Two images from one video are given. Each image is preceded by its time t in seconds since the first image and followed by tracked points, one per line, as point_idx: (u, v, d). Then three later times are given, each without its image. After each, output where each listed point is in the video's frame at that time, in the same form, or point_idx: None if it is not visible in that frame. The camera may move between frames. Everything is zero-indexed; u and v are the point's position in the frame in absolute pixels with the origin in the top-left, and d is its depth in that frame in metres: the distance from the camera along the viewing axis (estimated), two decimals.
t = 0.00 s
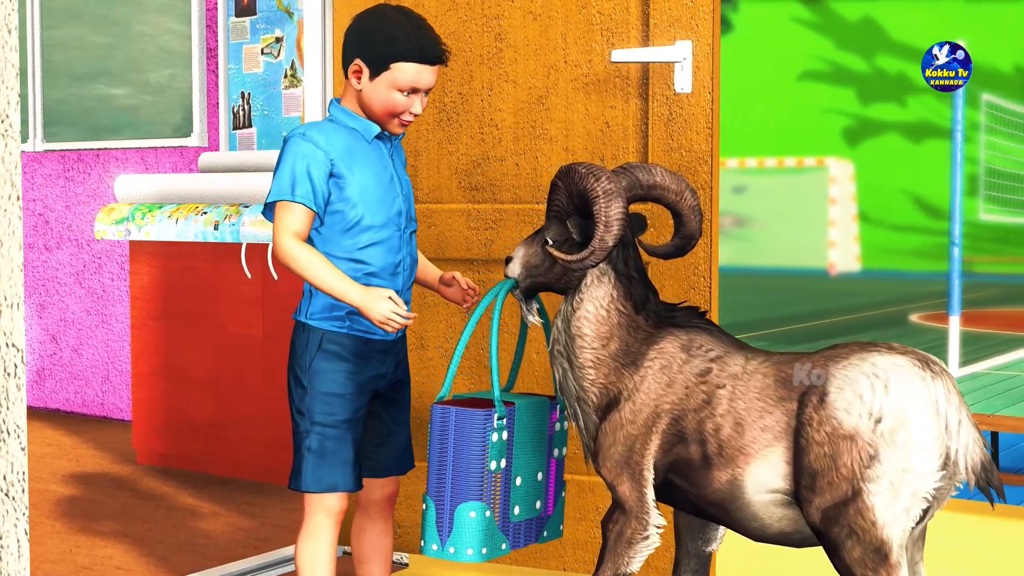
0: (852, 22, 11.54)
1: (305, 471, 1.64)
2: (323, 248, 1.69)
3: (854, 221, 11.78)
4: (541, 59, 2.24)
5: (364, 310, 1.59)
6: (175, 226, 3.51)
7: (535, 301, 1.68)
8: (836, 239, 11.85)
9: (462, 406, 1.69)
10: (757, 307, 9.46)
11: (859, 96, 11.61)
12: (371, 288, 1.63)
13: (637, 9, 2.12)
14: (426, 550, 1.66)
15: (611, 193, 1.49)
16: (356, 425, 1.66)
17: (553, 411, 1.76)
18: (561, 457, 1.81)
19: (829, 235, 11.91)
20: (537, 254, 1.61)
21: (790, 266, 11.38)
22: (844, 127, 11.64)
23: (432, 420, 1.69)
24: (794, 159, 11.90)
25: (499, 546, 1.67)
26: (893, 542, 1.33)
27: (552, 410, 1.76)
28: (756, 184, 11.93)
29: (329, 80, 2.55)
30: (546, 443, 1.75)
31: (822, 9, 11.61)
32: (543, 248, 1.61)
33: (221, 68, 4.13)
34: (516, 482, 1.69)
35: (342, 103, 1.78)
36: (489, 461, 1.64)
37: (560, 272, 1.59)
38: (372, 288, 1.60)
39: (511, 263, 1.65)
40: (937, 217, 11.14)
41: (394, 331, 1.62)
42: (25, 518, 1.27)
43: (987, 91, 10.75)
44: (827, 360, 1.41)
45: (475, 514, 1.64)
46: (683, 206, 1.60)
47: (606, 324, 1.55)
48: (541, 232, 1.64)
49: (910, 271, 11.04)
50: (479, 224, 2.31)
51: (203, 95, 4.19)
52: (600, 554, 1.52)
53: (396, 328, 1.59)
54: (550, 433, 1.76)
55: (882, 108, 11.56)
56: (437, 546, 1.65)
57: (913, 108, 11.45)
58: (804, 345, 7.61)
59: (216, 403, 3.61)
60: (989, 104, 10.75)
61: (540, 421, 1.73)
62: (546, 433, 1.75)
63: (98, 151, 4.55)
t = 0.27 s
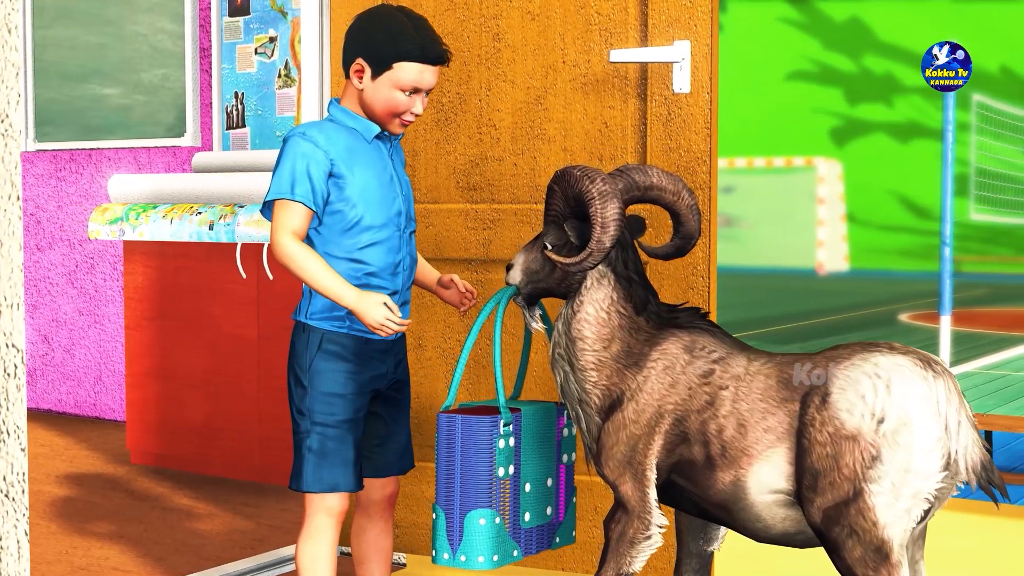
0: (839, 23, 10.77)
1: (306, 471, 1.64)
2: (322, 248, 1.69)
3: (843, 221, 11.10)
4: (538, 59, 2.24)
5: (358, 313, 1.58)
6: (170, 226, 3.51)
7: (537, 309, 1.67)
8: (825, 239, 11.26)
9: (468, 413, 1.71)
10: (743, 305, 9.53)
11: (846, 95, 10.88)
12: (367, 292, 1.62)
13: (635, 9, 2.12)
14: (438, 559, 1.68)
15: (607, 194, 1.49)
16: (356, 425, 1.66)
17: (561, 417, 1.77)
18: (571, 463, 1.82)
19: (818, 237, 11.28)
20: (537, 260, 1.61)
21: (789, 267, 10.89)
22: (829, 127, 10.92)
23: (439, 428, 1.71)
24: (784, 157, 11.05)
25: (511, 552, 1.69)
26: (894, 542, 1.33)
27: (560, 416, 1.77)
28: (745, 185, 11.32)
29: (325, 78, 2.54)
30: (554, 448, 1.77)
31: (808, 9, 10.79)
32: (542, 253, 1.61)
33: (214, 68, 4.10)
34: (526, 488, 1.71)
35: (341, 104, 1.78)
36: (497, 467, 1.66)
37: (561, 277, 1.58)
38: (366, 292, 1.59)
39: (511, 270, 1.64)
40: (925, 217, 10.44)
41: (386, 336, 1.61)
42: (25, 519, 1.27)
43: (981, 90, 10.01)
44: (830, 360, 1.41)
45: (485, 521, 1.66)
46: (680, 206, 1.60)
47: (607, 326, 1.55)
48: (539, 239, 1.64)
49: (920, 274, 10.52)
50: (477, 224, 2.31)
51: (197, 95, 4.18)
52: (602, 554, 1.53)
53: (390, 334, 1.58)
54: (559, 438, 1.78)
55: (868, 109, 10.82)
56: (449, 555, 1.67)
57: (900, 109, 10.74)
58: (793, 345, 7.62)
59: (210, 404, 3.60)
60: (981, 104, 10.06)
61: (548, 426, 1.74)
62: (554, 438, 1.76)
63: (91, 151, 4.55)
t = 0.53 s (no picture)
0: (827, 23, 10.92)
1: (306, 471, 1.64)
2: (325, 248, 1.69)
3: (830, 221, 11.00)
4: (536, 59, 2.24)
5: (360, 320, 1.58)
6: (164, 226, 3.49)
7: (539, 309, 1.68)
8: (813, 238, 11.05)
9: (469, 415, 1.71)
10: (735, 309, 9.17)
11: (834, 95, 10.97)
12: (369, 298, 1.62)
13: (634, 9, 2.12)
14: (441, 561, 1.67)
15: (606, 196, 1.49)
16: (356, 425, 1.66)
17: (563, 417, 1.76)
18: (574, 463, 1.82)
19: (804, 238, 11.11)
20: (538, 260, 1.60)
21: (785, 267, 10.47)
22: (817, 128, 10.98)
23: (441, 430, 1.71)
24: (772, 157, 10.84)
25: (514, 553, 1.69)
26: (897, 541, 1.34)
27: (562, 417, 1.77)
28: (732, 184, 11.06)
29: (322, 76, 2.54)
30: (557, 447, 1.77)
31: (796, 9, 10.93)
32: (543, 255, 1.60)
33: (208, 68, 4.11)
34: (529, 489, 1.71)
35: (348, 104, 1.77)
36: (499, 469, 1.66)
37: (561, 278, 1.58)
38: (369, 299, 1.59)
39: (512, 271, 1.63)
40: (910, 217, 10.56)
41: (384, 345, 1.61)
42: (24, 519, 1.26)
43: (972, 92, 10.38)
44: (832, 361, 1.41)
45: (488, 523, 1.66)
46: (680, 206, 1.60)
47: (609, 326, 1.55)
48: (539, 240, 1.64)
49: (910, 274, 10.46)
50: (475, 224, 2.31)
51: (190, 95, 4.18)
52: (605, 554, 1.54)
53: (391, 343, 1.58)
54: (561, 439, 1.78)
55: (857, 110, 10.93)
56: (451, 557, 1.66)
57: (889, 109, 10.83)
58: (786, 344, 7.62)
59: (205, 404, 3.59)
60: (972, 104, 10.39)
61: (550, 427, 1.74)
62: (557, 438, 1.76)
63: (83, 151, 4.54)
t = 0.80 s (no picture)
0: (813, 23, 10.85)
1: (307, 471, 1.64)
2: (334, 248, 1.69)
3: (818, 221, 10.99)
4: (535, 60, 2.24)
5: (388, 317, 1.57)
6: (159, 226, 3.49)
7: (538, 299, 1.67)
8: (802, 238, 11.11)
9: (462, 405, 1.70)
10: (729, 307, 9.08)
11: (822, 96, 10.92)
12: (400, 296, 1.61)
13: (632, 9, 2.12)
14: (426, 547, 1.68)
15: (610, 199, 1.49)
16: (357, 425, 1.66)
17: (555, 408, 1.76)
18: (563, 453, 1.83)
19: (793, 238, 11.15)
20: (539, 255, 1.61)
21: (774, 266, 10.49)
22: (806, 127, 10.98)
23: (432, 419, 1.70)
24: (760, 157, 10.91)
25: (498, 543, 1.68)
26: (900, 541, 1.34)
27: (554, 407, 1.77)
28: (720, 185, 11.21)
29: (319, 75, 2.54)
30: (547, 439, 1.77)
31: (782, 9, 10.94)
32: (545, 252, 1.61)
33: (201, 68, 4.10)
34: (517, 480, 1.70)
35: (373, 105, 1.78)
36: (488, 461, 1.64)
37: (560, 274, 1.59)
38: (398, 296, 1.58)
39: (514, 262, 1.64)
40: (898, 217, 10.53)
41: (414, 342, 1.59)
42: (25, 520, 1.26)
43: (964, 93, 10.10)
44: (834, 361, 1.42)
45: (474, 513, 1.65)
46: (686, 208, 1.60)
47: (611, 324, 1.55)
48: (542, 235, 1.64)
49: (899, 274, 10.47)
50: (473, 224, 2.32)
51: (183, 95, 4.17)
52: (607, 553, 1.54)
53: (418, 339, 1.55)
54: (553, 429, 1.78)
55: (843, 109, 10.88)
56: (436, 544, 1.66)
57: (876, 109, 10.75)
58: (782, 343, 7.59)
59: (200, 405, 3.58)
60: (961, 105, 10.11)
61: (542, 420, 1.74)
62: (547, 430, 1.76)
63: (75, 151, 4.53)
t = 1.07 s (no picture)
0: (801, 23, 8.51)
1: (308, 471, 1.64)
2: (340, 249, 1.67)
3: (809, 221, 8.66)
4: (534, 60, 2.24)
5: (428, 319, 1.57)
6: (153, 226, 3.49)
7: (536, 290, 1.67)
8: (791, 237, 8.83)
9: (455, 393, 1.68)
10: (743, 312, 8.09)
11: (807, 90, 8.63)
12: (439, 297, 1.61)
13: (630, 10, 2.13)
14: (412, 531, 1.68)
15: (615, 202, 1.48)
16: (357, 425, 1.66)
17: (547, 401, 1.75)
18: (552, 445, 1.83)
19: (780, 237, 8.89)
20: (541, 247, 1.61)
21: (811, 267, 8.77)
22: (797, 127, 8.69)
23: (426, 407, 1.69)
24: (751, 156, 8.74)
25: (483, 532, 1.66)
26: (903, 540, 1.35)
27: (546, 400, 1.76)
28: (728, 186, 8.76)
29: (316, 76, 2.53)
30: (538, 430, 1.76)
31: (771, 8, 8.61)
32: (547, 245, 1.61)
33: (194, 68, 4.11)
34: (505, 469, 1.69)
35: (395, 110, 1.77)
36: (478, 450, 1.62)
37: (560, 270, 1.58)
38: (440, 298, 1.58)
39: (515, 252, 1.64)
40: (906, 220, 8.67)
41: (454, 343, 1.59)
42: (25, 521, 1.26)
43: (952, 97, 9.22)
44: (836, 360, 1.42)
45: (460, 501, 1.64)
46: (691, 211, 1.60)
47: (614, 322, 1.55)
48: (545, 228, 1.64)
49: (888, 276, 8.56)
50: (470, 224, 2.32)
51: (177, 94, 4.16)
52: (608, 552, 1.53)
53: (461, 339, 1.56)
54: (543, 420, 1.77)
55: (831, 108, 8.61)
56: (421, 529, 1.66)
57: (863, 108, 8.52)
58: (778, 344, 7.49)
59: (194, 405, 3.57)
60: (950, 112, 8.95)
61: (533, 410, 1.73)
62: (538, 420, 1.75)
63: (67, 151, 4.51)
